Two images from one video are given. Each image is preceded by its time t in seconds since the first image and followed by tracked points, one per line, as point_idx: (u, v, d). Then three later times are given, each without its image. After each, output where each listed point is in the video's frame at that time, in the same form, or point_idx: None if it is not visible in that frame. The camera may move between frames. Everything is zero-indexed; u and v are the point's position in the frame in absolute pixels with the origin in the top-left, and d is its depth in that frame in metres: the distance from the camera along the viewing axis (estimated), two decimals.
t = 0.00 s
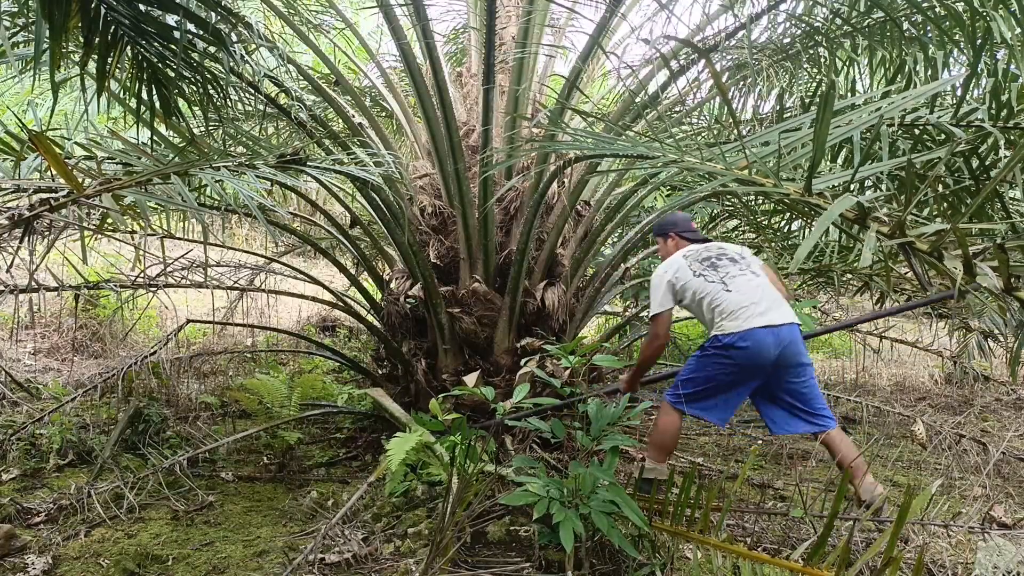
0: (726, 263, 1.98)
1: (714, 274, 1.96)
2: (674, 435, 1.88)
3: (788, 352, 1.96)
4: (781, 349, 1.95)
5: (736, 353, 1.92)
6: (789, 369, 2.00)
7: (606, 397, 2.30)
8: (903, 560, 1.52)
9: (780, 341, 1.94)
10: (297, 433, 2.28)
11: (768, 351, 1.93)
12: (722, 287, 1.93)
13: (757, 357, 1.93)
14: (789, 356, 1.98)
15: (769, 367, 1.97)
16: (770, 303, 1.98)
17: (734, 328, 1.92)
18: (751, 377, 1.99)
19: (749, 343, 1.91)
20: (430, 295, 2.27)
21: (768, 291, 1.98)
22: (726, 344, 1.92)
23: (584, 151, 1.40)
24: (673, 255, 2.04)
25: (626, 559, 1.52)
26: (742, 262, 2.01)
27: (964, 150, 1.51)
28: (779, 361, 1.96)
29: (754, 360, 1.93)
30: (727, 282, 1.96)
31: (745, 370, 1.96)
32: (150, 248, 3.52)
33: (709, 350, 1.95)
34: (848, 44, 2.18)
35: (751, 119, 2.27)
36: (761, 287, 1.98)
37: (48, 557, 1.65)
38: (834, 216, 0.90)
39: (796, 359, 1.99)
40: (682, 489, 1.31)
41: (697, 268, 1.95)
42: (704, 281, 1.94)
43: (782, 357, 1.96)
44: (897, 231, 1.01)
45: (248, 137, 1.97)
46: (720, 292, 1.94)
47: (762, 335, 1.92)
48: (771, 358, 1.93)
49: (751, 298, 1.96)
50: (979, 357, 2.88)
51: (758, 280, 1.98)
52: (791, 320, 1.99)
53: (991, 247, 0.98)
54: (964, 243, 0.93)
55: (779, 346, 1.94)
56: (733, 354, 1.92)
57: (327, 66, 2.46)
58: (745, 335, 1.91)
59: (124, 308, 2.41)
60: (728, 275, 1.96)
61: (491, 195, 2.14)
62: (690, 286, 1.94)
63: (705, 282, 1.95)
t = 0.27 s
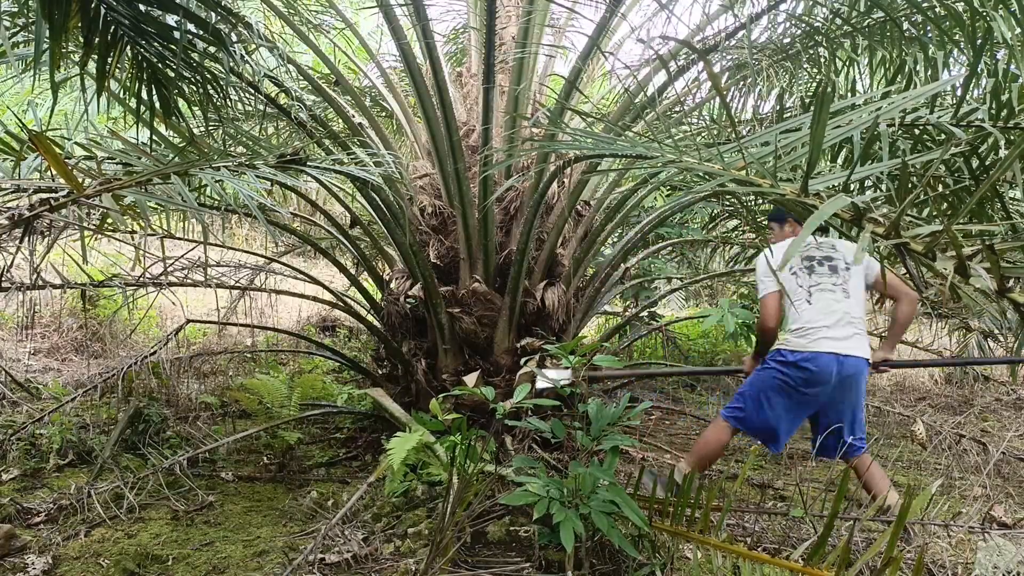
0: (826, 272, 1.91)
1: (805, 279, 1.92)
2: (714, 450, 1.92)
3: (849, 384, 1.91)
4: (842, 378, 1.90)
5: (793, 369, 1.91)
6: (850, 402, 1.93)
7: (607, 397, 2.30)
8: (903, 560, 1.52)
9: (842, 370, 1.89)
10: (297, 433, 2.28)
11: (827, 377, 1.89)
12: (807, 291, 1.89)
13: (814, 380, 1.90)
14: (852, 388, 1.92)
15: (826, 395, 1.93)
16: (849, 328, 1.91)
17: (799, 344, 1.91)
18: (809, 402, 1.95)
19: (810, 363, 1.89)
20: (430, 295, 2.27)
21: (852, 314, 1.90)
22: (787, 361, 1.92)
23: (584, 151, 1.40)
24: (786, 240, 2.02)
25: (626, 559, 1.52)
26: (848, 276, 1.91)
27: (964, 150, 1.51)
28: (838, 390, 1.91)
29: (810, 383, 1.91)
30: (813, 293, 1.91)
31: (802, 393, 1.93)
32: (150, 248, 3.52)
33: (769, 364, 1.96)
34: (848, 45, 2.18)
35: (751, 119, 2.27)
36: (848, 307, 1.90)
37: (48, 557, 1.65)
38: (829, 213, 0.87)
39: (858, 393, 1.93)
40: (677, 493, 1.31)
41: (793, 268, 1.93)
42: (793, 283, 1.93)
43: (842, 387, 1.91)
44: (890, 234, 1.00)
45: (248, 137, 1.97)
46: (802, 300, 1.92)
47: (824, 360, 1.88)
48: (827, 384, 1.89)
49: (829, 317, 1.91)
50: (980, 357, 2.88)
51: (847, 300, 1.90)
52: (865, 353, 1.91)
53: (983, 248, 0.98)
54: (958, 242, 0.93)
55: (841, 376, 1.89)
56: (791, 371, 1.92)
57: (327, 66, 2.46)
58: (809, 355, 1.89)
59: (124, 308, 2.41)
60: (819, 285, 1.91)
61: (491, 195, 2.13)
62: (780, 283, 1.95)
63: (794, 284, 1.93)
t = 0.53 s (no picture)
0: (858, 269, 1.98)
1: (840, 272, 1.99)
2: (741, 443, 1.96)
3: (865, 382, 1.97)
4: (859, 376, 1.96)
5: (814, 362, 1.96)
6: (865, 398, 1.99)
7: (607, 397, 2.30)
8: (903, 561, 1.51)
9: (860, 368, 1.95)
10: (297, 433, 2.28)
11: (845, 374, 1.95)
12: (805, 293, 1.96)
13: (833, 377, 1.96)
14: (867, 387, 1.98)
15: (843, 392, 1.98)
16: (874, 328, 1.97)
17: (821, 337, 1.97)
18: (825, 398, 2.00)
19: (830, 359, 1.95)
20: (430, 295, 2.27)
21: (878, 314, 1.97)
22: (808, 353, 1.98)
23: (584, 151, 1.40)
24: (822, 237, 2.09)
25: (626, 559, 1.52)
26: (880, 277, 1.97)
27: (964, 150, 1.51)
28: (855, 386, 1.97)
29: (828, 379, 1.96)
30: (844, 286, 1.98)
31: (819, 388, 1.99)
32: (150, 248, 3.52)
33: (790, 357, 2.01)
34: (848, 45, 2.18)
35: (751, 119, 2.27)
36: (875, 307, 1.97)
37: (48, 557, 1.65)
38: (826, 216, 0.86)
39: (874, 390, 1.98)
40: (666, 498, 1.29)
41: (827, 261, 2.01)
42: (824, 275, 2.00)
43: (858, 384, 1.97)
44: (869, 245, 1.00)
45: (248, 137, 1.97)
46: (831, 293, 1.99)
47: (845, 354, 1.94)
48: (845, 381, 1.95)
49: (857, 314, 1.97)
50: (980, 357, 2.88)
51: (875, 299, 1.97)
52: (884, 354, 1.97)
53: (981, 249, 0.98)
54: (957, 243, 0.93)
55: (858, 372, 1.95)
56: (811, 365, 1.97)
57: (327, 66, 2.46)
58: (830, 350, 1.95)
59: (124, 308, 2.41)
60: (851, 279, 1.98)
61: (491, 195, 2.13)
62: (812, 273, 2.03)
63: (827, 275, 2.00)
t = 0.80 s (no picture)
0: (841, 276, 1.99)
1: (820, 282, 2.01)
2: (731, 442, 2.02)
3: (855, 388, 1.96)
4: (848, 381, 1.96)
5: (799, 366, 1.99)
6: (857, 403, 1.99)
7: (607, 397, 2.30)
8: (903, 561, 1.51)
9: (848, 374, 1.95)
10: (297, 433, 2.28)
11: (831, 379, 1.96)
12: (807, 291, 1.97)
13: (820, 380, 1.98)
14: (859, 392, 1.98)
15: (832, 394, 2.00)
16: (861, 332, 1.97)
17: (805, 344, 1.99)
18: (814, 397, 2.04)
19: (815, 363, 1.97)
20: (430, 295, 2.27)
21: (864, 319, 1.96)
22: (793, 358, 2.01)
23: (584, 151, 1.40)
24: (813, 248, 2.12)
25: (626, 559, 1.52)
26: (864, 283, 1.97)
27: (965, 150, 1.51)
28: (842, 391, 1.98)
29: (816, 382, 1.99)
30: (826, 295, 1.99)
31: (807, 389, 2.02)
32: (150, 248, 3.52)
33: (780, 358, 2.05)
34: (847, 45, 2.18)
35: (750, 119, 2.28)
36: (862, 312, 1.97)
37: (48, 557, 1.65)
38: (832, 216, 0.86)
39: (867, 395, 1.98)
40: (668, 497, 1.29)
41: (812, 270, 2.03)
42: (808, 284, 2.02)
43: (846, 389, 1.97)
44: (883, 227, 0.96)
45: (248, 137, 1.97)
46: (815, 302, 2.01)
47: (830, 360, 1.96)
48: (830, 385, 1.97)
49: (842, 320, 1.97)
50: (980, 357, 2.88)
51: (861, 305, 1.96)
52: (875, 360, 1.96)
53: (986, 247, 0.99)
54: (960, 243, 0.93)
55: (846, 377, 1.96)
56: (797, 368, 2.00)
57: (327, 66, 2.46)
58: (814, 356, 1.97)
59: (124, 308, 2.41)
60: (834, 287, 2.00)
61: (491, 195, 2.13)
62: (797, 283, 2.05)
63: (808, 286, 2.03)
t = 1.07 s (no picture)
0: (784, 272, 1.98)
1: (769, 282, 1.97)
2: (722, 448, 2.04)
3: (829, 373, 1.98)
4: (822, 368, 1.98)
5: (772, 364, 2.00)
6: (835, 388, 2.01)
7: (607, 397, 2.30)
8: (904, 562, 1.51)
9: (821, 361, 1.97)
10: (297, 433, 2.28)
11: (806, 369, 1.98)
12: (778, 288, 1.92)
13: (794, 373, 1.99)
14: (834, 376, 1.99)
15: (809, 383, 2.01)
16: (821, 317, 1.99)
17: (775, 344, 1.99)
18: (792, 391, 2.05)
19: (787, 359, 1.98)
20: (430, 294, 2.27)
21: (821, 303, 1.99)
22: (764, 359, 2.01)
23: (585, 151, 1.40)
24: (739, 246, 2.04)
25: (626, 559, 1.52)
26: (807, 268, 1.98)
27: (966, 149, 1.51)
28: (817, 379, 1.99)
29: (790, 375, 2.00)
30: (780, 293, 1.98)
31: (783, 384, 2.03)
32: (150, 248, 3.53)
33: (749, 362, 2.05)
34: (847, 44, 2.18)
35: (750, 119, 2.28)
36: (816, 298, 1.99)
37: (48, 557, 1.65)
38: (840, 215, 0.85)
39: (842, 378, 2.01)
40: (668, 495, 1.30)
41: (755, 274, 1.98)
42: (757, 290, 1.97)
43: (821, 378, 2.00)
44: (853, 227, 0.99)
45: (248, 137, 1.97)
46: (770, 302, 1.98)
47: (802, 355, 1.97)
48: (806, 376, 1.98)
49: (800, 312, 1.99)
50: (980, 357, 2.88)
51: (813, 292, 1.99)
52: (840, 340, 1.99)
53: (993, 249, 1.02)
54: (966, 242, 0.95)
55: (820, 367, 1.98)
56: (770, 367, 2.00)
57: (327, 66, 2.46)
58: (785, 352, 1.98)
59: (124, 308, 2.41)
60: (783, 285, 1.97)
61: (491, 195, 2.13)
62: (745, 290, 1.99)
63: (757, 290, 1.98)
